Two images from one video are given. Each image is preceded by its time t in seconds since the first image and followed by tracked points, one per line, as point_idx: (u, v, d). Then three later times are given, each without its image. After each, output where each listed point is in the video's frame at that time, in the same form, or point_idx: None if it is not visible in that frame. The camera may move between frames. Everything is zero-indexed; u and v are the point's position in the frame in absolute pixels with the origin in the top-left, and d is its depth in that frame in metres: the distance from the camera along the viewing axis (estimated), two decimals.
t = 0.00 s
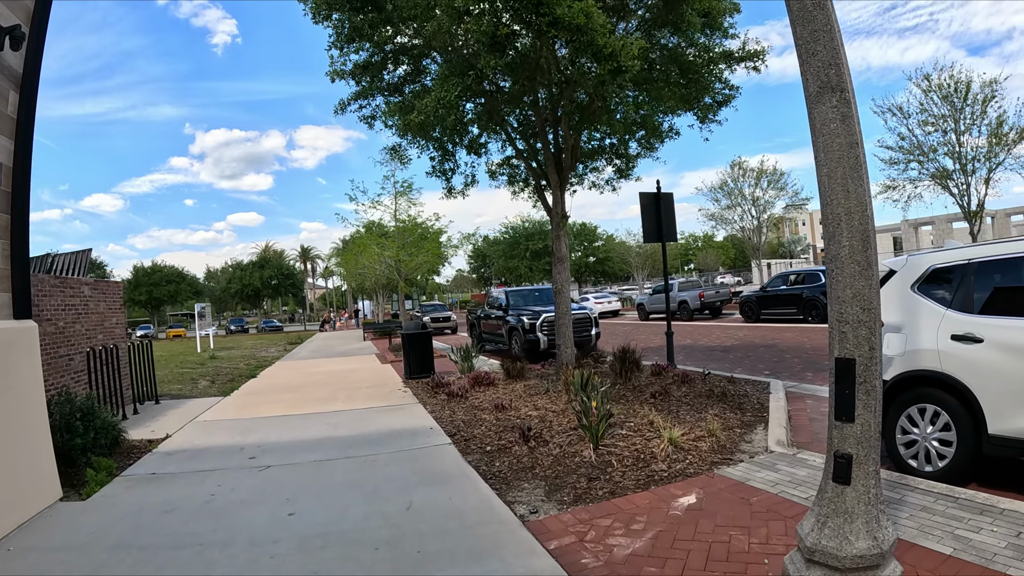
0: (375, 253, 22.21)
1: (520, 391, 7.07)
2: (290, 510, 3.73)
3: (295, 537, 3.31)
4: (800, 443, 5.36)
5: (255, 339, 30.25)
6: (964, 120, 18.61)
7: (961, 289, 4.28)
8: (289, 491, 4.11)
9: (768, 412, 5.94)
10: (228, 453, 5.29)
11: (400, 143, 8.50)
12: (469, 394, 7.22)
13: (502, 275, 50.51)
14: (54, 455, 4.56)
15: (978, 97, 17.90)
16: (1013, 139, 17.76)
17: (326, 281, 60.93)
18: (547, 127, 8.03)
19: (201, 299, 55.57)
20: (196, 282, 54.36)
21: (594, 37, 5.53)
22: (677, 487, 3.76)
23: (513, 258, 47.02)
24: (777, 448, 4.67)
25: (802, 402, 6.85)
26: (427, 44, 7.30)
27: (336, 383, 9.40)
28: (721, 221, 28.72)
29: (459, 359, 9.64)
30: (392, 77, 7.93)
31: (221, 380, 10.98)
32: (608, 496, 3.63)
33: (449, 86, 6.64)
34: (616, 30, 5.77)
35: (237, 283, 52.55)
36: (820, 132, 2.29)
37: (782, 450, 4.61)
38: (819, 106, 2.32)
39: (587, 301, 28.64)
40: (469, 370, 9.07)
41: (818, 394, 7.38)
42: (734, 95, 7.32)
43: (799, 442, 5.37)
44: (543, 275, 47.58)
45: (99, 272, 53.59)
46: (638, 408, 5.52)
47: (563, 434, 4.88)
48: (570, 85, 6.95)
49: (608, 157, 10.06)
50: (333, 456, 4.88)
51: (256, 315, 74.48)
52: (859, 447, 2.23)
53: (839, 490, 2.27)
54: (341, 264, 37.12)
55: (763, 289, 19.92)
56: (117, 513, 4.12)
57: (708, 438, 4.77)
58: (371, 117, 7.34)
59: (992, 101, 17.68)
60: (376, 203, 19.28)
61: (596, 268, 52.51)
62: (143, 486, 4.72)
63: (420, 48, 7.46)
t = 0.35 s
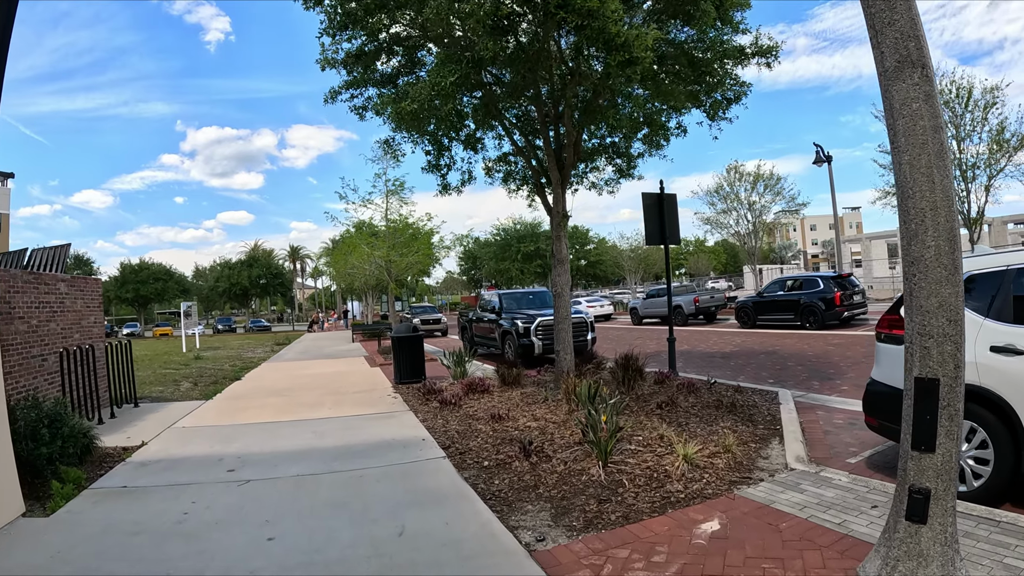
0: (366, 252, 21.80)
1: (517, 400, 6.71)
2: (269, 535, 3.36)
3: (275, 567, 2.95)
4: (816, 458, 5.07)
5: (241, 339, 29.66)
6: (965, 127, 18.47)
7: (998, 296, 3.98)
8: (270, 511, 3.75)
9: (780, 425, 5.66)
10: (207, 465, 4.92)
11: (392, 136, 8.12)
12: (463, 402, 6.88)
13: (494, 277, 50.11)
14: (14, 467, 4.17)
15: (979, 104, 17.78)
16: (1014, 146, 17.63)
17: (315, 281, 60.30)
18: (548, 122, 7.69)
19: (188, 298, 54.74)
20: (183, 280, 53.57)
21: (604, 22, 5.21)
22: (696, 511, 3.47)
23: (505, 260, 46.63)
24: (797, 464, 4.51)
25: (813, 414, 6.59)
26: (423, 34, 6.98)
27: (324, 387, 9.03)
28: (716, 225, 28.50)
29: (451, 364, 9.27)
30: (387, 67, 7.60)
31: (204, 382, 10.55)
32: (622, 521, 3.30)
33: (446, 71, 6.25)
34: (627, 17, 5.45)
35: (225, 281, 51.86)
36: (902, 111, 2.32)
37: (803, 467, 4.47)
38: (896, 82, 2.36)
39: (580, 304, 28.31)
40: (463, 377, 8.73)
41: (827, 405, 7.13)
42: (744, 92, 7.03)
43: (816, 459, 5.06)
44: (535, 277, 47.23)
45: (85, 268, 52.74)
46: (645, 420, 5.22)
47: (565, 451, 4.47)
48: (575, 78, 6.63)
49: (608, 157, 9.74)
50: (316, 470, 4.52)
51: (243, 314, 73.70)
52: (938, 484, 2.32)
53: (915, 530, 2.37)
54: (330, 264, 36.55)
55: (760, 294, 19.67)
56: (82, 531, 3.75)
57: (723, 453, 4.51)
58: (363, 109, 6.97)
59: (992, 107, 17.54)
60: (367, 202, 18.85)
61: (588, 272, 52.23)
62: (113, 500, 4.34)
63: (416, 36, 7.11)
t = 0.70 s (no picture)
0: (360, 254, 21.46)
1: (519, 410, 6.38)
2: (259, 566, 3.03)
3: None
4: (842, 472, 4.79)
5: (232, 343, 29.16)
6: (966, 132, 18.38)
7: None
8: (260, 536, 3.42)
9: (800, 437, 5.47)
10: (193, 480, 4.59)
11: (388, 132, 7.79)
12: (464, 412, 6.57)
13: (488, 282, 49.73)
14: None
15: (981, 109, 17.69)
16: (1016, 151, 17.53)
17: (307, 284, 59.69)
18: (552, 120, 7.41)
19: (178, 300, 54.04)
20: (173, 283, 52.89)
21: (620, 8, 4.92)
22: (728, 535, 3.21)
23: (500, 264, 46.26)
24: (825, 480, 4.41)
25: (830, 425, 6.33)
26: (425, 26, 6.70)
27: (318, 394, 8.70)
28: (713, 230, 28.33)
29: (448, 372, 8.95)
30: (384, 61, 7.31)
31: (191, 388, 10.16)
32: (649, 548, 3.03)
33: (448, 57, 5.94)
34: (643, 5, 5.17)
35: (216, 284, 51.21)
36: (1004, 92, 2.44)
37: (832, 483, 4.37)
38: (996, 58, 2.46)
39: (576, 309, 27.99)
40: (462, 386, 8.44)
41: (843, 415, 6.88)
42: (758, 91, 6.79)
43: (841, 473, 4.76)
44: (530, 282, 46.88)
45: (74, 271, 52.01)
46: (661, 433, 4.97)
47: (578, 468, 4.14)
48: (584, 73, 6.36)
49: (611, 159, 9.48)
50: (307, 488, 4.17)
51: (234, 318, 72.93)
52: None
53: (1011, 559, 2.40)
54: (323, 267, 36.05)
55: (760, 300, 19.46)
56: (53, 556, 3.42)
57: (748, 469, 4.31)
58: (360, 103, 6.66)
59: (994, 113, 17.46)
60: (361, 205, 18.47)
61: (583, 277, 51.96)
62: (87, 521, 3.98)
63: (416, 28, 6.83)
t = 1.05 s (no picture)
0: (353, 256, 21.11)
1: (520, 420, 6.08)
2: None
3: None
4: (864, 487, 4.52)
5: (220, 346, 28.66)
6: (966, 138, 18.31)
7: None
8: (246, 559, 3.12)
9: (817, 449, 5.23)
10: (175, 494, 4.27)
11: (384, 128, 7.50)
12: (463, 421, 6.28)
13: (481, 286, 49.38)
14: None
15: (981, 116, 17.63)
16: (1017, 159, 17.47)
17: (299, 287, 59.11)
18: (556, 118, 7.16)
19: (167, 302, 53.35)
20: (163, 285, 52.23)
21: None
22: (759, 560, 2.96)
23: (493, 269, 45.91)
24: (852, 496, 4.18)
25: (844, 436, 6.08)
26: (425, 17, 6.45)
27: (309, 401, 8.36)
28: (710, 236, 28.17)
29: (443, 378, 8.65)
30: (382, 54, 7.03)
31: (177, 393, 9.79)
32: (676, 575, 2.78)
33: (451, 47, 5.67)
34: None
35: (205, 286, 50.58)
36: None
37: (860, 499, 4.14)
38: None
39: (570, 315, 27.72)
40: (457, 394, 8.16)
41: (855, 426, 6.64)
42: (770, 90, 6.57)
43: (863, 488, 4.49)
44: (523, 287, 46.57)
45: (62, 271, 51.29)
46: (674, 446, 4.71)
47: (589, 484, 3.86)
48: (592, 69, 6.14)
49: (613, 161, 9.23)
50: (297, 505, 3.88)
51: (223, 320, 72.17)
52: None
53: None
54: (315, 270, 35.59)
55: (758, 306, 19.27)
56: None
57: (770, 485, 4.08)
58: (356, 95, 6.37)
59: (993, 120, 17.41)
60: (355, 206, 18.13)
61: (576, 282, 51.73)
62: (57, 539, 3.66)
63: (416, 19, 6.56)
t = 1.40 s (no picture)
0: (354, 256, 20.79)
1: (532, 430, 5.73)
2: None
3: None
4: (908, 502, 4.15)
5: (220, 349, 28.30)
6: (978, 137, 17.97)
7: None
8: None
9: (852, 460, 4.87)
10: (161, 511, 3.93)
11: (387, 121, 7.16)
12: (471, 431, 5.93)
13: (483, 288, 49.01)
14: None
15: (993, 114, 17.30)
16: None
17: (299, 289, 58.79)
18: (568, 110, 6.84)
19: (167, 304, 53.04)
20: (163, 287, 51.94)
21: None
22: None
23: (495, 271, 45.54)
24: (900, 513, 3.81)
25: (875, 445, 5.71)
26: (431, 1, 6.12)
27: (307, 407, 8.01)
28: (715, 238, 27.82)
29: (448, 384, 8.29)
30: (385, 42, 6.68)
31: (171, 398, 9.43)
32: None
33: (458, 30, 5.33)
34: None
35: (205, 288, 50.25)
36: None
37: (909, 517, 3.77)
38: None
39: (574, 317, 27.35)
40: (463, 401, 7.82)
41: (885, 434, 6.27)
42: (795, 80, 6.24)
43: (907, 503, 4.12)
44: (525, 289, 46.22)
45: (62, 272, 51.04)
46: (703, 460, 4.38)
47: (617, 504, 3.52)
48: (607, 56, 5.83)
49: (624, 158, 8.88)
50: (290, 526, 3.52)
51: (224, 323, 71.84)
52: None
53: None
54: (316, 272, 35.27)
55: (766, 309, 18.90)
56: None
57: (812, 503, 3.74)
58: (358, 84, 6.03)
59: (1006, 118, 17.07)
60: (356, 206, 17.78)
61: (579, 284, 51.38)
62: (25, 561, 3.31)
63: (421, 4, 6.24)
